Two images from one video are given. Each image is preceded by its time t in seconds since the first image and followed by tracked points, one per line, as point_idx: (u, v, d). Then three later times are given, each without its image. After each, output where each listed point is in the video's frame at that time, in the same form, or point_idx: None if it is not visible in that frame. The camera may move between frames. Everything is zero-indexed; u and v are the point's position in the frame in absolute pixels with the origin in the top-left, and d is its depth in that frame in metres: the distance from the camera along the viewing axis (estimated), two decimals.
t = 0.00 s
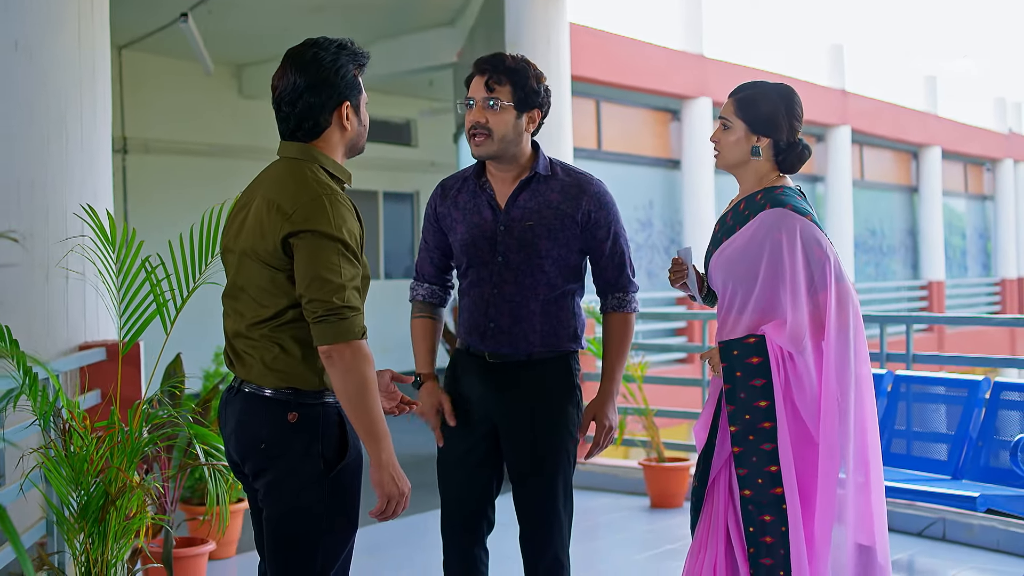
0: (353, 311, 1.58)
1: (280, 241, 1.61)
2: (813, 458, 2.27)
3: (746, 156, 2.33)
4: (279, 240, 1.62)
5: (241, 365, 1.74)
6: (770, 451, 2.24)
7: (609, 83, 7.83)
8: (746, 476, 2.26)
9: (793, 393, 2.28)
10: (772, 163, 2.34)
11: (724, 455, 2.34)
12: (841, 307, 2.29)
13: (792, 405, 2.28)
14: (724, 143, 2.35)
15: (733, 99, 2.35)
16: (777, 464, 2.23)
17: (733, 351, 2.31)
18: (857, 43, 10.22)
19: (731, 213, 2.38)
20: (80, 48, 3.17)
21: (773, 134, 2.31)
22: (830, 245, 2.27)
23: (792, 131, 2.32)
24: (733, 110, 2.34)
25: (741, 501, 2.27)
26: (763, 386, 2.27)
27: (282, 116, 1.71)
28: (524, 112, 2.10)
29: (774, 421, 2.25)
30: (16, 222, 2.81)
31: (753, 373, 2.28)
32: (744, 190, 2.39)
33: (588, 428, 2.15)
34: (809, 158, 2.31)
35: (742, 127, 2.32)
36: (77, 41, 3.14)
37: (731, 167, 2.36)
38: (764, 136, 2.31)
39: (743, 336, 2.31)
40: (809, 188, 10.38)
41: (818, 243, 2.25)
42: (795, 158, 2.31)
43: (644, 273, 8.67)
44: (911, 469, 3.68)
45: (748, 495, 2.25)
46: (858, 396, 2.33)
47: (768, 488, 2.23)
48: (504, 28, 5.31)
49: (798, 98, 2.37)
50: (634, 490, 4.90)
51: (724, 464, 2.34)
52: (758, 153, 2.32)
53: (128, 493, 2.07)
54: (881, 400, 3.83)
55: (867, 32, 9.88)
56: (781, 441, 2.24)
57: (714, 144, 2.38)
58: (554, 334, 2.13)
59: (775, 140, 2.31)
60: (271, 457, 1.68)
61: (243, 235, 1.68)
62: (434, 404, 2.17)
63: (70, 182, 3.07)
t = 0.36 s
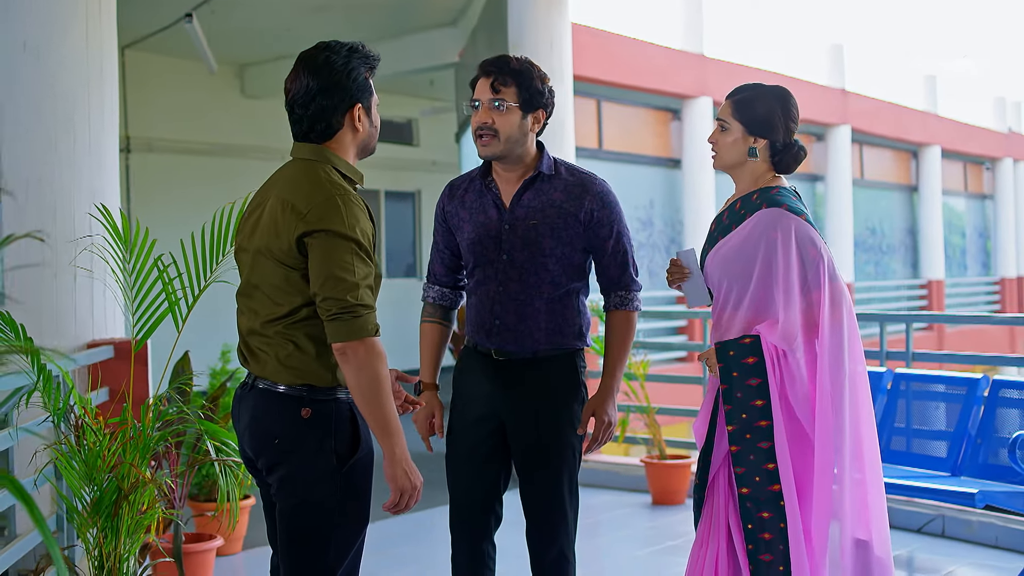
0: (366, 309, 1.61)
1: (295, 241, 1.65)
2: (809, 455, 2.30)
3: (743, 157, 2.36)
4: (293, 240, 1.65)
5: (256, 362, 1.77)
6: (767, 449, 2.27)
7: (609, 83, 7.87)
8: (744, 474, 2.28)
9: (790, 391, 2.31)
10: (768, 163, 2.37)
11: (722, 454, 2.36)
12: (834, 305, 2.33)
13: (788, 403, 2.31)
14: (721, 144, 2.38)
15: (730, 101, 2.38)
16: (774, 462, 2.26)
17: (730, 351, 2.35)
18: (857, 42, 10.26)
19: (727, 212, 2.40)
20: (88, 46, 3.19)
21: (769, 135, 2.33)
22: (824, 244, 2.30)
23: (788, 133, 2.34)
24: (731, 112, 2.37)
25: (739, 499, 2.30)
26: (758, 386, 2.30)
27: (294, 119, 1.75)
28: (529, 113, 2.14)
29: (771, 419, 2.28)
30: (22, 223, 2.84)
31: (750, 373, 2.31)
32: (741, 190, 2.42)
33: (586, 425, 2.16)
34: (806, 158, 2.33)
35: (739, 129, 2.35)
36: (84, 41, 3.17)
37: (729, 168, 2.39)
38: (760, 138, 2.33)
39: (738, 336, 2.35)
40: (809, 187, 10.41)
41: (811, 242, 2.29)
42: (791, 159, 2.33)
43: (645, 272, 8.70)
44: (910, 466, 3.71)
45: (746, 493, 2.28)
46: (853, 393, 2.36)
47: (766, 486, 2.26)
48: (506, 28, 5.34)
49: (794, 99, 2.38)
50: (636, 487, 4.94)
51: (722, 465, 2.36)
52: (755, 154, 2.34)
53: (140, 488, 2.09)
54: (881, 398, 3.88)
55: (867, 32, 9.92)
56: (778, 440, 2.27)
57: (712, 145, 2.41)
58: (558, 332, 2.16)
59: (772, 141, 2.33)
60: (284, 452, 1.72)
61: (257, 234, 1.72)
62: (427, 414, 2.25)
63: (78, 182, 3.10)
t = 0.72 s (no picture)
0: (377, 308, 1.65)
1: (307, 241, 1.68)
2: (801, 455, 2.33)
3: (737, 159, 2.38)
4: (306, 239, 1.68)
5: (267, 360, 1.80)
6: (759, 452, 2.29)
7: (608, 84, 7.91)
8: (734, 475, 2.31)
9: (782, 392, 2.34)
10: (760, 166, 2.39)
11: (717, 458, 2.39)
12: (827, 305, 2.36)
13: (780, 403, 2.34)
14: (715, 146, 2.40)
15: (724, 104, 2.40)
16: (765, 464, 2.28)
17: (726, 355, 2.35)
18: (855, 42, 10.30)
19: (722, 215, 2.42)
20: (92, 45, 3.15)
21: (762, 139, 2.35)
22: (816, 246, 2.34)
23: (780, 136, 2.36)
24: (724, 115, 2.38)
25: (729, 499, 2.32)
26: (753, 390, 2.32)
27: (305, 121, 1.78)
28: (537, 116, 2.18)
29: (763, 422, 2.30)
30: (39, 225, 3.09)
31: (745, 377, 2.32)
32: (733, 193, 2.44)
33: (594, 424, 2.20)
34: (797, 162, 2.36)
35: (732, 132, 2.37)
36: (88, 41, 3.14)
37: (722, 171, 2.41)
38: (753, 141, 2.36)
39: (734, 343, 2.36)
40: (807, 187, 10.45)
41: (804, 243, 2.32)
42: (783, 162, 2.36)
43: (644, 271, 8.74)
44: (907, 463, 3.75)
45: (736, 493, 2.30)
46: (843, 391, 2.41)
47: (756, 487, 2.28)
48: (506, 30, 5.37)
49: (786, 103, 2.41)
50: (636, 484, 4.98)
51: (717, 469, 2.39)
52: (747, 157, 2.37)
53: (150, 483, 2.11)
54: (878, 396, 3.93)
55: (865, 32, 9.96)
56: (769, 443, 2.29)
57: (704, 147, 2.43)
58: (564, 330, 2.19)
59: (764, 145, 2.36)
60: (295, 448, 1.76)
61: (269, 234, 1.75)
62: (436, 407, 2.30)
63: (83, 181, 3.13)
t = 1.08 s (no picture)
0: (387, 305, 1.68)
1: (318, 240, 1.71)
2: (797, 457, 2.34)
3: (734, 160, 2.39)
4: (317, 238, 1.72)
5: (278, 355, 1.83)
6: (754, 455, 2.32)
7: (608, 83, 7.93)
8: (730, 476, 2.33)
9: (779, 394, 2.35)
10: (756, 167, 2.40)
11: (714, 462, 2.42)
12: (820, 304, 2.38)
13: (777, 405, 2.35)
14: (712, 147, 2.41)
15: (721, 105, 2.40)
16: (760, 466, 2.31)
17: (723, 359, 2.37)
18: (854, 42, 10.34)
19: (719, 214, 2.45)
20: (100, 47, 3.19)
21: (759, 140, 2.37)
22: (810, 245, 2.35)
23: (777, 137, 2.37)
24: (721, 116, 2.39)
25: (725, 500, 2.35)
26: (749, 395, 2.34)
27: (314, 123, 1.81)
28: (550, 121, 2.21)
29: (759, 426, 2.33)
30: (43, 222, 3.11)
31: (741, 381, 2.35)
32: (730, 192, 2.46)
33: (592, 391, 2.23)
34: (793, 163, 2.36)
35: (730, 134, 2.37)
36: (96, 42, 3.17)
37: (719, 171, 2.42)
38: (750, 142, 2.37)
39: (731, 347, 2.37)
40: (806, 185, 10.50)
41: (798, 243, 2.34)
42: (780, 163, 2.37)
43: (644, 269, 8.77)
44: (905, 459, 3.79)
45: (731, 494, 2.33)
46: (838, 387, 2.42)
47: (750, 489, 2.31)
48: (508, 30, 5.40)
49: (783, 105, 2.41)
50: (636, 481, 5.02)
51: (716, 476, 2.41)
52: (745, 157, 2.38)
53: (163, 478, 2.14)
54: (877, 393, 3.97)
55: (865, 31, 9.98)
56: (764, 445, 2.32)
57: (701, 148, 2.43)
58: (571, 328, 2.23)
59: (761, 145, 2.37)
60: (306, 443, 1.79)
61: (279, 232, 1.79)
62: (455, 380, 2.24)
63: (88, 180, 3.16)
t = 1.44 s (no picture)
0: (390, 298, 1.71)
1: (324, 234, 1.74)
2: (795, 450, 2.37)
3: (733, 156, 2.40)
4: (323, 232, 1.74)
5: (283, 347, 1.86)
6: (753, 449, 2.34)
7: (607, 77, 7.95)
8: (728, 470, 2.36)
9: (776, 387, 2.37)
10: (754, 162, 2.42)
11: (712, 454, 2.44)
12: (817, 297, 2.40)
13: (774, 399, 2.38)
14: (711, 143, 2.42)
15: (719, 101, 2.42)
16: (758, 461, 2.34)
17: (723, 355, 2.40)
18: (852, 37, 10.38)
19: (716, 207, 2.46)
20: (103, 44, 3.21)
21: (757, 135, 2.38)
22: (807, 239, 2.37)
23: (774, 133, 2.39)
24: (720, 112, 2.41)
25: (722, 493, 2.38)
26: (748, 390, 2.36)
27: (319, 118, 1.84)
28: (551, 114, 2.24)
29: (758, 422, 2.35)
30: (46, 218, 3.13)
31: (740, 376, 2.37)
32: (727, 186, 2.47)
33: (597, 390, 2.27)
34: (791, 158, 2.38)
35: (728, 130, 2.39)
36: (100, 39, 3.20)
37: (717, 166, 2.43)
38: (748, 138, 2.38)
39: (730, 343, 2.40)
40: (802, 179, 10.54)
41: (795, 237, 2.36)
42: (777, 158, 2.39)
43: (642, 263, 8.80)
44: (902, 451, 3.83)
45: (729, 488, 2.36)
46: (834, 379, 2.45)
47: (748, 482, 2.34)
48: (508, 25, 5.42)
49: (779, 100, 2.42)
50: (635, 473, 5.06)
51: (713, 469, 2.44)
52: (743, 153, 2.39)
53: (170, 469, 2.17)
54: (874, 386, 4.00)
55: (863, 27, 10.02)
56: (762, 441, 2.34)
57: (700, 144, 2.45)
58: (575, 321, 2.26)
59: (759, 141, 2.38)
60: (311, 433, 1.82)
61: (285, 225, 1.81)
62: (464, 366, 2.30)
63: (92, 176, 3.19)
